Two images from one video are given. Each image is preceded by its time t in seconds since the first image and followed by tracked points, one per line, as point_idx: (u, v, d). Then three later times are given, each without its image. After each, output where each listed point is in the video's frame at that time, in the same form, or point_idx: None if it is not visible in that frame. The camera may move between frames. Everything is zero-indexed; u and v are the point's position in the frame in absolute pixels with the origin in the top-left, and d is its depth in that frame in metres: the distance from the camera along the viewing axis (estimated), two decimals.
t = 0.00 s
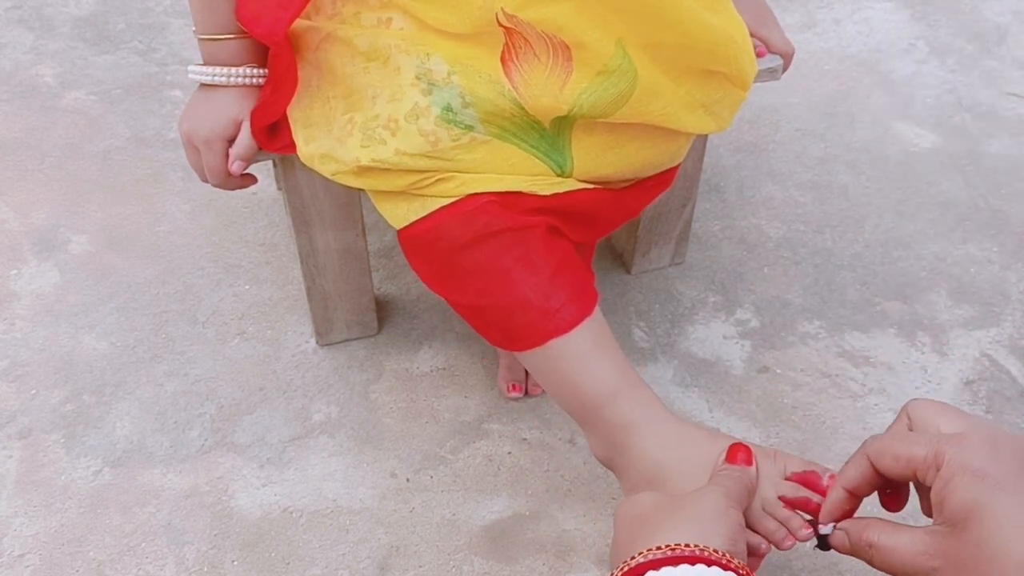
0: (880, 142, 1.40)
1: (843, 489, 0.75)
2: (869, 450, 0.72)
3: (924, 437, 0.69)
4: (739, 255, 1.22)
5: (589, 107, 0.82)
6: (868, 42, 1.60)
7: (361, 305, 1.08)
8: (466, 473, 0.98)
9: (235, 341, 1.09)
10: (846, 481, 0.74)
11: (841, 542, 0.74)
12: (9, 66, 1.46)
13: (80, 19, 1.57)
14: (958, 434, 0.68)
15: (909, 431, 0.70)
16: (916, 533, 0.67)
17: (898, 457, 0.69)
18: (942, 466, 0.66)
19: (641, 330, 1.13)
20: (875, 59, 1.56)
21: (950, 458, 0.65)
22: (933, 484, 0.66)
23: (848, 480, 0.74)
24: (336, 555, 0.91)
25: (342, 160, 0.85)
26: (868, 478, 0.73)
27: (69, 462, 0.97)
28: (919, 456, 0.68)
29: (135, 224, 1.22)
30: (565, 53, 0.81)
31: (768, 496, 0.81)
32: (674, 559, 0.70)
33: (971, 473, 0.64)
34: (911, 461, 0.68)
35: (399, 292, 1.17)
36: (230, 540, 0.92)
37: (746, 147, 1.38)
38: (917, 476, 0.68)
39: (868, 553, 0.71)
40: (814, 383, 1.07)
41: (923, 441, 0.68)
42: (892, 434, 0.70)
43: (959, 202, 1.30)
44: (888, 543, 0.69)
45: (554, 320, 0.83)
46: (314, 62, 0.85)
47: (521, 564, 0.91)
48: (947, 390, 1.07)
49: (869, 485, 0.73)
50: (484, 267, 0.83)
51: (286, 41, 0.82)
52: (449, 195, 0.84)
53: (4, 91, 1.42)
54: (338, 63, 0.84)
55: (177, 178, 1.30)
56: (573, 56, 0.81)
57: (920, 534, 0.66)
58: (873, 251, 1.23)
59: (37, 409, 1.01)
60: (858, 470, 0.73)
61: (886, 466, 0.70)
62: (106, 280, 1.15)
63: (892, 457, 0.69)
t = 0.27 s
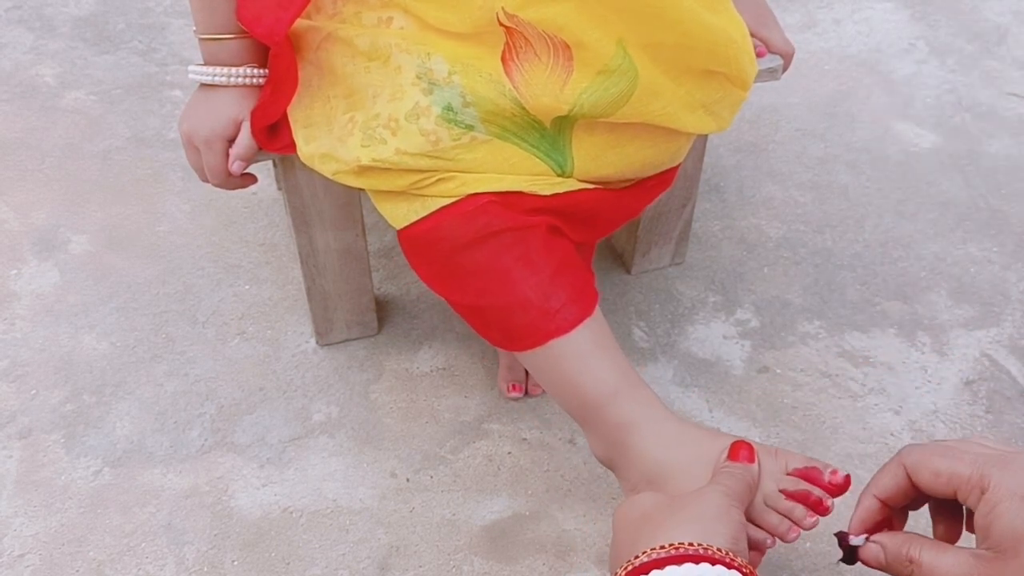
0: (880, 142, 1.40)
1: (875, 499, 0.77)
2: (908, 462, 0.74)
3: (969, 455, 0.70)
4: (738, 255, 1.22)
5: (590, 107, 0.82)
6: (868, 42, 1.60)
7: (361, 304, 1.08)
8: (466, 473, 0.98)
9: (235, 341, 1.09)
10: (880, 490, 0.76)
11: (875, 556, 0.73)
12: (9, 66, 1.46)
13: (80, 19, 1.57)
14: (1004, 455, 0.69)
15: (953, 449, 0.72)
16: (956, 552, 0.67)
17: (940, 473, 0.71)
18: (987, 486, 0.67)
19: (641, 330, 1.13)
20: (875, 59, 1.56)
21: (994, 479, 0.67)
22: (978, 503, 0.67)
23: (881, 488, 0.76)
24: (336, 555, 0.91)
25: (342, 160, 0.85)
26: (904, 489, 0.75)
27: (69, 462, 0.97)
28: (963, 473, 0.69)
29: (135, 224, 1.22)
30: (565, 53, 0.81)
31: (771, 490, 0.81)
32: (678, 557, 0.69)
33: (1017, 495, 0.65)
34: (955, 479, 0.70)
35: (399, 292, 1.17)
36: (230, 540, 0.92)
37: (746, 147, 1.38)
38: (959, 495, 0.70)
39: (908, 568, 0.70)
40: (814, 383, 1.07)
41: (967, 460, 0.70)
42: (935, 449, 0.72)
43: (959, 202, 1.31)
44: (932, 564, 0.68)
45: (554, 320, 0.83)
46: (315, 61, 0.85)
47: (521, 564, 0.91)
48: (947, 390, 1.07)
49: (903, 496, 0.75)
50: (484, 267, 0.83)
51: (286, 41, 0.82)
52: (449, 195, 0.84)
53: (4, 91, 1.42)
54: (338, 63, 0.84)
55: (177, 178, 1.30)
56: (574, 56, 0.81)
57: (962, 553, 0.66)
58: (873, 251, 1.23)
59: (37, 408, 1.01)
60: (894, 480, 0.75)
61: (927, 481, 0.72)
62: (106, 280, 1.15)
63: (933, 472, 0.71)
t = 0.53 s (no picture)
0: (880, 142, 1.40)
1: (841, 496, 0.74)
2: (870, 464, 0.69)
3: (930, 454, 0.65)
4: (738, 255, 1.22)
5: (590, 107, 0.82)
6: (868, 42, 1.60)
7: (361, 304, 1.08)
8: (466, 473, 0.98)
9: (235, 341, 1.09)
10: (847, 490, 0.73)
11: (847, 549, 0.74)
12: (8, 66, 1.46)
13: (80, 19, 1.57)
14: (964, 451, 0.64)
15: (915, 444, 0.67)
16: (928, 552, 0.65)
17: (901, 477, 0.66)
18: (947, 493, 0.63)
19: (641, 330, 1.13)
20: (875, 59, 1.56)
21: (954, 486, 0.62)
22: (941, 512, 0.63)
23: (846, 488, 0.73)
24: (336, 555, 0.91)
25: (344, 159, 0.85)
26: (869, 489, 0.71)
27: (69, 462, 0.97)
28: (923, 478, 0.65)
29: (135, 224, 1.22)
30: (566, 53, 0.81)
31: (773, 487, 0.81)
32: (682, 556, 0.69)
33: (978, 505, 0.60)
34: (915, 484, 0.65)
35: (399, 292, 1.17)
36: (230, 540, 0.92)
37: (746, 147, 1.38)
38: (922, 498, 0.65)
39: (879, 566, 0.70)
40: (814, 383, 1.07)
41: (927, 459, 0.65)
42: (895, 449, 0.67)
43: (959, 202, 1.30)
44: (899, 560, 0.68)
45: (556, 319, 0.83)
46: (315, 61, 0.85)
47: (521, 564, 0.91)
48: (947, 390, 1.07)
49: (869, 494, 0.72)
50: (485, 266, 0.84)
51: (286, 41, 0.82)
52: (451, 194, 0.84)
53: (4, 91, 1.42)
54: (339, 63, 0.84)
55: (177, 178, 1.30)
56: (575, 55, 0.81)
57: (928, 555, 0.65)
58: (873, 251, 1.23)
59: (37, 408, 1.01)
60: (858, 480, 0.71)
61: (891, 484, 0.68)
62: (106, 280, 1.15)
63: (896, 476, 0.67)
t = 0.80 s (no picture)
0: (880, 142, 1.40)
1: (816, 482, 0.74)
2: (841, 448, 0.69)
3: (894, 440, 0.66)
4: (738, 255, 1.22)
5: (588, 106, 0.82)
6: (868, 42, 1.60)
7: (361, 305, 1.08)
8: (466, 473, 0.98)
9: (235, 341, 1.09)
10: (820, 475, 0.73)
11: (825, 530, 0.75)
12: (9, 66, 1.46)
13: (80, 19, 1.57)
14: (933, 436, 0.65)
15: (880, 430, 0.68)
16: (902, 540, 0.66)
17: (870, 462, 0.66)
18: (913, 477, 0.63)
19: (640, 330, 1.13)
20: (875, 59, 1.56)
21: (920, 470, 0.63)
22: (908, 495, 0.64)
23: (822, 475, 0.72)
24: (336, 555, 0.91)
25: (341, 160, 0.85)
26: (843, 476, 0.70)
27: (70, 462, 0.97)
28: (889, 463, 0.65)
29: (135, 224, 1.22)
30: (564, 52, 0.81)
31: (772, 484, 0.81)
32: (682, 555, 0.69)
33: (943, 490, 0.61)
34: (884, 468, 0.65)
35: (399, 292, 1.17)
36: (230, 540, 0.92)
37: (746, 147, 1.38)
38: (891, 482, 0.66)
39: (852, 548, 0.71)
40: (814, 383, 1.07)
41: (892, 445, 0.65)
42: (861, 435, 0.68)
43: (959, 202, 1.30)
44: (875, 543, 0.68)
45: (554, 319, 0.83)
46: (314, 60, 0.85)
47: (521, 564, 0.91)
48: (947, 390, 1.07)
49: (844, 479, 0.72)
50: (484, 266, 0.84)
51: (286, 41, 0.81)
52: (448, 195, 0.84)
53: (4, 91, 1.42)
54: (337, 63, 0.84)
55: (177, 178, 1.30)
56: (572, 55, 0.81)
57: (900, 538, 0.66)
58: (873, 251, 1.23)
59: (38, 408, 1.02)
60: (831, 466, 0.71)
61: (859, 469, 0.67)
62: (106, 280, 1.15)
63: (863, 461, 0.67)
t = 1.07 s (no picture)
0: (880, 142, 1.40)
1: (805, 474, 0.75)
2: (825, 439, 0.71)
3: (876, 430, 0.68)
4: (738, 255, 1.22)
5: (591, 106, 0.82)
6: (868, 42, 1.60)
7: (361, 305, 1.08)
8: (466, 473, 0.98)
9: (235, 341, 1.09)
10: (808, 466, 0.74)
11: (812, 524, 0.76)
12: (9, 66, 1.46)
13: (80, 19, 1.57)
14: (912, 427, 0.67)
15: (864, 420, 0.70)
16: (881, 531, 0.68)
17: (853, 451, 0.68)
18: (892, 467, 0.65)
19: (640, 330, 1.13)
20: (875, 59, 1.56)
21: (897, 460, 0.65)
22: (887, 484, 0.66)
23: (810, 465, 0.74)
24: (336, 555, 0.91)
25: (344, 160, 0.85)
26: (830, 465, 0.72)
27: (69, 462, 0.97)
28: (869, 453, 0.67)
29: (135, 224, 1.22)
30: (566, 52, 0.81)
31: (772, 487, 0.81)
32: (683, 555, 0.69)
33: (919, 478, 0.63)
34: (865, 458, 0.68)
35: (399, 292, 1.17)
36: (230, 540, 0.92)
37: (746, 147, 1.38)
38: (872, 472, 0.68)
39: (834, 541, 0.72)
40: (814, 383, 1.07)
41: (874, 436, 0.68)
42: (845, 425, 0.70)
43: (959, 202, 1.31)
44: (854, 538, 0.70)
45: (556, 320, 0.83)
46: (315, 61, 0.85)
47: (521, 564, 0.91)
48: (947, 390, 1.07)
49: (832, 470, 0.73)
50: (486, 267, 0.84)
51: (286, 40, 0.81)
52: (451, 195, 0.84)
53: (4, 91, 1.42)
54: (339, 63, 0.84)
55: (177, 178, 1.30)
56: (575, 55, 0.81)
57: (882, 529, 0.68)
58: (873, 251, 1.23)
59: (37, 408, 1.01)
60: (816, 456, 0.73)
61: (842, 458, 0.70)
62: (106, 280, 1.15)
63: (846, 450, 0.69)
